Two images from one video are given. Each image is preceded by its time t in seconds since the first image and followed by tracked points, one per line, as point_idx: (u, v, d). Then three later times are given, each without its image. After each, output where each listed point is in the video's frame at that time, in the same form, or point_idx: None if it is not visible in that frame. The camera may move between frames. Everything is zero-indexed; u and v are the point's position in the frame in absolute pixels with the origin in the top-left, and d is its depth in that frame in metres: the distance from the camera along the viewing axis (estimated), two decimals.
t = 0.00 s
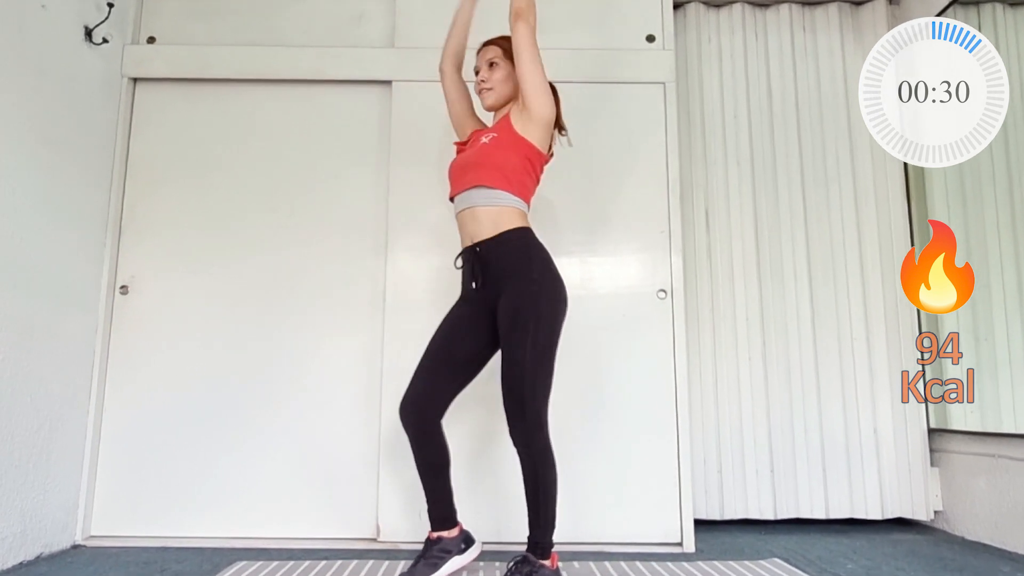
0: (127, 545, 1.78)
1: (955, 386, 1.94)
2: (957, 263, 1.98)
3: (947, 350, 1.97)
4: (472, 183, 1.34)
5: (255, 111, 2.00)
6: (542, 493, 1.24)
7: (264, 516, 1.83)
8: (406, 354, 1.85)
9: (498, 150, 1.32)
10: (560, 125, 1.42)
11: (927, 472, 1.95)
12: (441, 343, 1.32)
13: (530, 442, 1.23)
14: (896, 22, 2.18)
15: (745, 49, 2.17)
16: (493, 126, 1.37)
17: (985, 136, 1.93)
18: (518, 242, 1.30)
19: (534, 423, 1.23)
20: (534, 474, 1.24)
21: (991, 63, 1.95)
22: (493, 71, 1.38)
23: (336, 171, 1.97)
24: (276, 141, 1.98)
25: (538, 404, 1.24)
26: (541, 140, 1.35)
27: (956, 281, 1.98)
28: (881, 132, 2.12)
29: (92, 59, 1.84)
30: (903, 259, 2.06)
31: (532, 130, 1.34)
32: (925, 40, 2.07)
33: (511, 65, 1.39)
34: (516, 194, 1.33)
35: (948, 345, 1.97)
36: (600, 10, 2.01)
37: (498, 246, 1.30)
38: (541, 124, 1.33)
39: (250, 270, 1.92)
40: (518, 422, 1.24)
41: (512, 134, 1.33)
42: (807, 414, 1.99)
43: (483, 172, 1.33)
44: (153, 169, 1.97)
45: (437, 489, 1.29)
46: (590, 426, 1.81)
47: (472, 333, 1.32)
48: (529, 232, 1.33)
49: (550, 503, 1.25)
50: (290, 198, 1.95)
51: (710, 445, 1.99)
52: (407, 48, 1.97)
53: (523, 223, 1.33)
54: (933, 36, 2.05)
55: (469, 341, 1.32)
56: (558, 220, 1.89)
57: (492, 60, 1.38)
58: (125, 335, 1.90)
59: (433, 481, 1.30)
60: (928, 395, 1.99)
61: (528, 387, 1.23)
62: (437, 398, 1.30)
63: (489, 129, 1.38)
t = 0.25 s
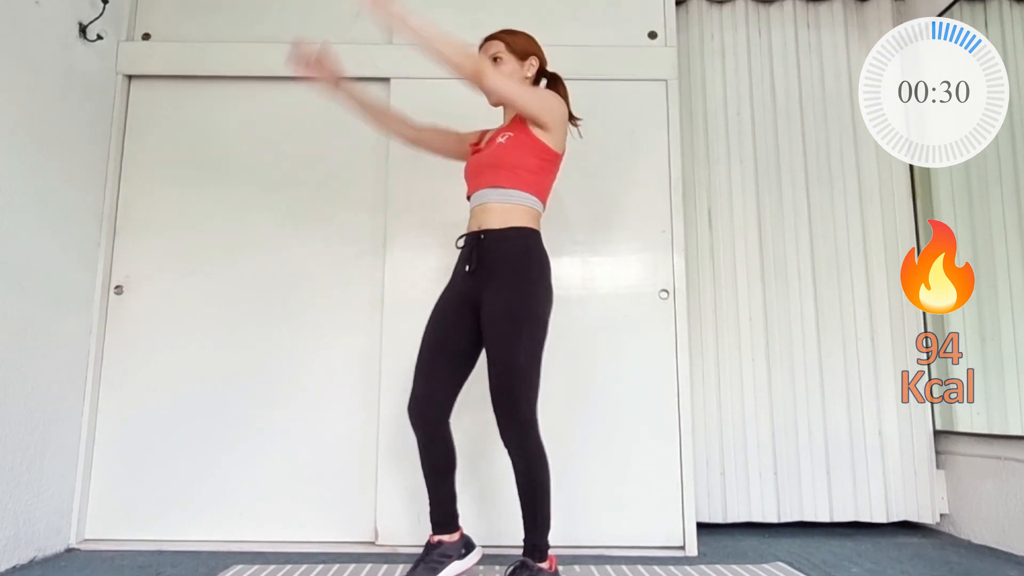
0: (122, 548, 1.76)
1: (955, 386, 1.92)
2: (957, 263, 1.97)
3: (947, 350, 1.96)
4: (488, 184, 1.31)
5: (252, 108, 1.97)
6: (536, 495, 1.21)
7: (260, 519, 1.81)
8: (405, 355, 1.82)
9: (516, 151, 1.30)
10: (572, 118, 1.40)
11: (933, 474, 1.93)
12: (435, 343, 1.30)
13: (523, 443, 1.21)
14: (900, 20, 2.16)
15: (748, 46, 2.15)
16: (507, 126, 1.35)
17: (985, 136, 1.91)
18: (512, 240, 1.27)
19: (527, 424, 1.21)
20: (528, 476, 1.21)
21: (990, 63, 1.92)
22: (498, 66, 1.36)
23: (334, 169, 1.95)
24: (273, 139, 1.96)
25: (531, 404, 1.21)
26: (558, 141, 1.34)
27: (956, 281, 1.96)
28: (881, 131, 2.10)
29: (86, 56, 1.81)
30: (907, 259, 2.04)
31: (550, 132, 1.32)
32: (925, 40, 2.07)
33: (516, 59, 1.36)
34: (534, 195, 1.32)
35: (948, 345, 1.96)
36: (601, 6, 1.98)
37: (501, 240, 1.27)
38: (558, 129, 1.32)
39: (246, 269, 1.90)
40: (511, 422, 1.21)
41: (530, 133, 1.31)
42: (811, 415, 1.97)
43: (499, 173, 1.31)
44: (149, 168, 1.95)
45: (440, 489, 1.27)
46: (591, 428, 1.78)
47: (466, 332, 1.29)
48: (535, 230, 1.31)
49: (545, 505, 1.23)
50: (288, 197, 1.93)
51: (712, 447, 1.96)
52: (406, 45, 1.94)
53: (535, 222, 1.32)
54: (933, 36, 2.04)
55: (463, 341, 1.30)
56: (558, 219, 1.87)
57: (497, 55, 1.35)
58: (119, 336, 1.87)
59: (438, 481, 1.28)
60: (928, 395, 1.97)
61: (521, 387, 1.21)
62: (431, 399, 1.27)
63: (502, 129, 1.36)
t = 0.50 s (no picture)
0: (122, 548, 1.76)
1: (955, 386, 1.92)
2: (957, 263, 1.97)
3: (947, 350, 1.96)
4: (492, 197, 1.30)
5: (252, 108, 1.97)
6: (531, 497, 1.21)
7: (260, 519, 1.81)
8: (405, 355, 1.82)
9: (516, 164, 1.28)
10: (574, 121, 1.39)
11: (932, 474, 1.93)
12: (433, 344, 1.31)
13: (516, 446, 1.21)
14: (900, 21, 2.17)
15: (748, 46, 2.15)
16: (506, 137, 1.33)
17: (985, 136, 1.90)
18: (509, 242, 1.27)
19: (521, 425, 1.21)
20: (523, 478, 1.21)
21: (990, 63, 1.92)
22: (498, 69, 1.36)
23: (334, 170, 1.95)
24: (273, 139, 1.96)
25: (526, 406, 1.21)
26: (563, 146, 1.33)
27: (956, 281, 1.96)
28: (881, 131, 2.10)
29: (86, 56, 1.81)
30: (907, 259, 2.04)
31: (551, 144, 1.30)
32: (925, 40, 2.07)
33: (516, 62, 1.36)
34: (535, 203, 1.31)
35: (948, 345, 1.96)
36: (601, 6, 1.98)
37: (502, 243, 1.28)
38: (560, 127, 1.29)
39: (246, 270, 1.90)
40: (504, 425, 1.21)
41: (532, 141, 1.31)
42: (811, 416, 1.97)
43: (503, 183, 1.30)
44: (149, 168, 1.94)
45: (444, 489, 1.27)
46: (591, 428, 1.78)
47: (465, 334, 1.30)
48: (538, 233, 1.31)
49: (540, 506, 1.22)
50: (288, 197, 1.93)
51: (712, 447, 1.96)
52: (406, 45, 1.94)
53: (537, 227, 1.31)
54: (933, 36, 2.04)
55: (462, 342, 1.30)
56: (558, 220, 1.87)
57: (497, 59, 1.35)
58: (119, 336, 1.87)
59: (442, 481, 1.28)
60: (928, 395, 1.97)
61: (515, 389, 1.20)
62: (429, 400, 1.28)
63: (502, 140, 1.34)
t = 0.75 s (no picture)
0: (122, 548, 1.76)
1: (955, 386, 1.92)
2: (957, 263, 1.97)
3: (947, 350, 1.96)
4: (481, 180, 1.31)
5: (251, 108, 1.97)
6: (545, 495, 1.22)
7: (260, 519, 1.81)
8: (405, 355, 1.82)
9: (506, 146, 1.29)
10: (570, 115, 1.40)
11: (932, 474, 1.93)
12: (446, 342, 1.30)
13: (533, 443, 1.21)
14: (900, 21, 2.16)
15: (748, 46, 2.15)
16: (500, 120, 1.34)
17: (985, 136, 1.90)
18: (521, 241, 1.27)
19: (537, 424, 1.21)
20: (537, 475, 1.21)
21: (990, 63, 1.92)
22: (498, 63, 1.36)
23: (334, 169, 1.95)
24: (273, 139, 1.96)
25: (542, 404, 1.22)
26: (552, 133, 1.33)
27: (956, 281, 1.96)
28: (881, 131, 2.10)
29: (86, 56, 1.81)
30: (907, 259, 2.04)
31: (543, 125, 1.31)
32: (925, 40, 2.07)
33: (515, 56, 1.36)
34: (524, 189, 1.31)
35: (948, 345, 1.96)
36: (601, 6, 1.98)
37: (507, 242, 1.27)
38: (550, 116, 1.29)
39: (246, 270, 1.90)
40: (522, 422, 1.21)
41: (523, 127, 1.30)
42: (811, 416, 1.97)
43: (492, 169, 1.31)
44: (149, 168, 1.95)
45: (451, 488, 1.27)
46: (591, 428, 1.78)
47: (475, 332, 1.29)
48: (537, 230, 1.31)
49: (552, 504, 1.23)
50: (288, 197, 1.93)
51: (712, 448, 1.96)
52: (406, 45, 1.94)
53: (530, 219, 1.31)
54: (933, 36, 2.04)
55: (472, 341, 1.30)
56: (558, 219, 1.87)
57: (498, 53, 1.35)
58: (119, 336, 1.87)
59: (439, 478, 1.28)
60: (928, 395, 1.97)
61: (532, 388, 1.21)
62: (440, 399, 1.27)
63: (496, 124, 1.35)
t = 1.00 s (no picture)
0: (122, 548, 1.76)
1: (955, 386, 1.92)
2: (957, 263, 1.97)
3: (947, 350, 1.96)
4: (484, 182, 1.31)
5: (251, 108, 1.97)
6: (545, 495, 1.21)
7: (260, 519, 1.81)
8: (405, 355, 1.82)
9: (510, 149, 1.30)
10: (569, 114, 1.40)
11: (932, 474, 1.93)
12: (445, 342, 1.30)
13: (532, 444, 1.21)
14: (899, 21, 2.16)
15: (748, 46, 2.15)
16: (503, 122, 1.34)
17: (985, 136, 1.90)
18: (519, 241, 1.27)
19: (536, 424, 1.21)
20: (536, 476, 1.21)
21: (990, 63, 1.92)
22: (493, 63, 1.36)
23: (334, 169, 1.95)
24: (273, 139, 1.96)
25: (541, 404, 1.22)
26: (555, 136, 1.33)
27: (956, 281, 1.96)
28: (881, 131, 2.10)
29: (86, 56, 1.81)
30: (907, 260, 2.04)
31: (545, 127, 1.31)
32: (925, 40, 2.07)
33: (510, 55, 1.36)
34: (527, 191, 1.31)
35: (948, 345, 1.96)
36: (601, 6, 1.98)
37: (504, 242, 1.27)
38: (554, 121, 1.29)
39: (246, 269, 1.90)
40: (521, 423, 1.21)
41: (526, 131, 1.30)
42: (810, 416, 1.97)
43: (493, 171, 1.31)
44: (149, 168, 1.94)
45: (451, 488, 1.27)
46: (591, 428, 1.78)
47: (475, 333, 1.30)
48: (537, 232, 1.31)
49: (552, 504, 1.23)
50: (288, 197, 1.93)
51: (712, 448, 1.96)
52: (405, 45, 1.94)
53: (532, 221, 1.32)
54: (933, 36, 2.04)
55: (471, 342, 1.30)
56: (558, 219, 1.87)
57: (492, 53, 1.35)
58: (119, 336, 1.87)
59: (440, 480, 1.28)
60: (928, 395, 1.97)
61: (531, 388, 1.21)
62: (438, 399, 1.27)
63: (499, 125, 1.35)
